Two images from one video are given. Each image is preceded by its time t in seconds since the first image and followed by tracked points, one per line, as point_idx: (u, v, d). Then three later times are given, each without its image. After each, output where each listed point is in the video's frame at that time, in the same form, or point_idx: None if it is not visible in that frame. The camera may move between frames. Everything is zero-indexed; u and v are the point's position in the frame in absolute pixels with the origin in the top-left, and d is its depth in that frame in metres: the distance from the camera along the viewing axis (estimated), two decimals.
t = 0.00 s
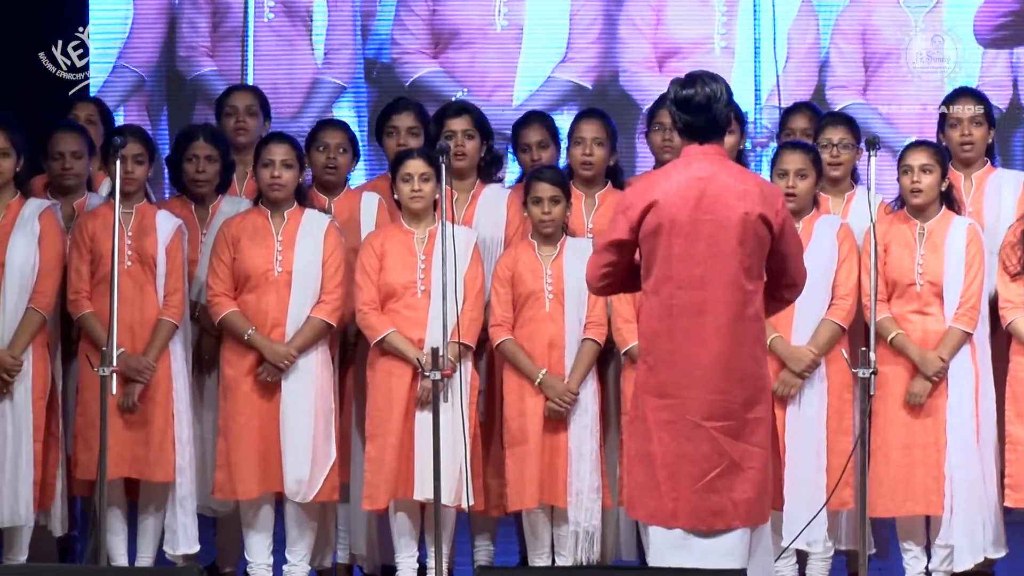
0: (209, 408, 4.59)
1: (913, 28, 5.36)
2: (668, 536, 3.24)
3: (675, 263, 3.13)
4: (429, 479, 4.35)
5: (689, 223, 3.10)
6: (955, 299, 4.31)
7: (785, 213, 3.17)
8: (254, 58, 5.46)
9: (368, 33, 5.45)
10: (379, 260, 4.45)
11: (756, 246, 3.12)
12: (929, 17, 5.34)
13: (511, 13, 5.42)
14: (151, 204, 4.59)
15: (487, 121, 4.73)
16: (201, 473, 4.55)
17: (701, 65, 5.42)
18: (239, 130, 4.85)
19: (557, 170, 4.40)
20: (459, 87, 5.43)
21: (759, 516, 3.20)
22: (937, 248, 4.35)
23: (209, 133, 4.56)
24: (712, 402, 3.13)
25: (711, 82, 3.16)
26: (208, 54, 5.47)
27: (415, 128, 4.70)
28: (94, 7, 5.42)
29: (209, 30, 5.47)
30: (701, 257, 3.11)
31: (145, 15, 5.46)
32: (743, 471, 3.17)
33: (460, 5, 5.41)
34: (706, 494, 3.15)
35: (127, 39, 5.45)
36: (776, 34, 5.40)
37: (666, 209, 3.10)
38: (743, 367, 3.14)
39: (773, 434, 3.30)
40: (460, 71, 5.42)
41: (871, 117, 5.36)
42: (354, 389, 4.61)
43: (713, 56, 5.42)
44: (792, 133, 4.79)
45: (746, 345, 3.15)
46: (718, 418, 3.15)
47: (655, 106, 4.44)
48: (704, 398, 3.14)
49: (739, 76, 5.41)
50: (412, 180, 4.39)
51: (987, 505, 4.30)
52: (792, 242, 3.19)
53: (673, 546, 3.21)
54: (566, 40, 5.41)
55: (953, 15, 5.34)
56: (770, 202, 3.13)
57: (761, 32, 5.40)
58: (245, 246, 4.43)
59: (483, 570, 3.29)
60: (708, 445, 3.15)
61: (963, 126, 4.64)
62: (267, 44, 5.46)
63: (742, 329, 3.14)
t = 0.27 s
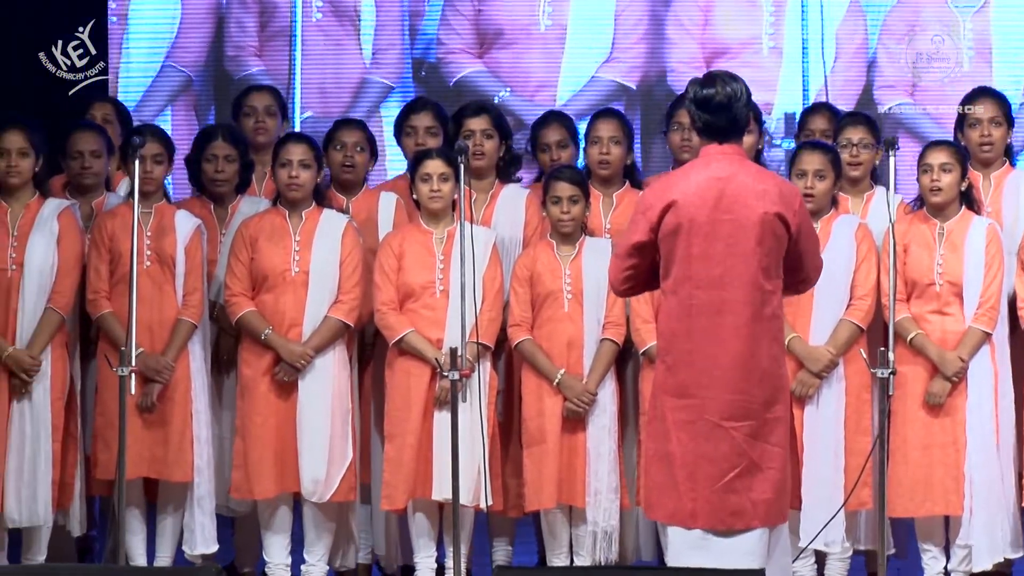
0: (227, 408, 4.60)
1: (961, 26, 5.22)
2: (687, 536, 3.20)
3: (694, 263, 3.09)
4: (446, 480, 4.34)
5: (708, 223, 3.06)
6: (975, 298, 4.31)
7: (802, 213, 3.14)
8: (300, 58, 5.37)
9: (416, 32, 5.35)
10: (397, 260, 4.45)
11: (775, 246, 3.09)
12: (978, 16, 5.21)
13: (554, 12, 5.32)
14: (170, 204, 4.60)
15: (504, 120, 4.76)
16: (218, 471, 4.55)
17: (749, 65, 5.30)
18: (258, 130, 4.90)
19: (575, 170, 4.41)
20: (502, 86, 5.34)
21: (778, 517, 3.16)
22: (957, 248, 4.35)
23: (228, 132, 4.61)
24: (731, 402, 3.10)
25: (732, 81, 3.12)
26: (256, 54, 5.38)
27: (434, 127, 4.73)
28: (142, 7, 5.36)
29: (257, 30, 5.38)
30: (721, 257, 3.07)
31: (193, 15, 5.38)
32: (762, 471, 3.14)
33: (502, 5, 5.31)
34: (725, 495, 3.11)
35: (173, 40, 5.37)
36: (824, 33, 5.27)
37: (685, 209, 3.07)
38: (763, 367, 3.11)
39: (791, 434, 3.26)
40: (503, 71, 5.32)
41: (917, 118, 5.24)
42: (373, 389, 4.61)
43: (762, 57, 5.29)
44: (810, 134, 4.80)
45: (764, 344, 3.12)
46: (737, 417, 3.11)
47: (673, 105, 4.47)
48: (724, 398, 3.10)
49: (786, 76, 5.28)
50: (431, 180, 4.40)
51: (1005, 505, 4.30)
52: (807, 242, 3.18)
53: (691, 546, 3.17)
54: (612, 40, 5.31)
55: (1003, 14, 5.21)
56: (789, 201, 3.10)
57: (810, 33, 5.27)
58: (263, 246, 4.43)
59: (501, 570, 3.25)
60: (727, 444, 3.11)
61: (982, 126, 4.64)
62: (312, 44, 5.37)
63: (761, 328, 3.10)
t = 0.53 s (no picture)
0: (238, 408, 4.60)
1: (997, 27, 5.16)
2: (698, 536, 3.20)
3: (704, 263, 3.08)
4: (457, 479, 4.34)
5: (719, 224, 3.06)
6: (987, 298, 4.31)
7: (813, 212, 3.13)
8: (334, 58, 5.35)
9: (450, 32, 5.33)
10: (408, 260, 4.45)
11: (785, 245, 3.09)
12: (1013, 16, 5.15)
13: (587, 12, 5.28)
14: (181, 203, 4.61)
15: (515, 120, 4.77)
16: (229, 470, 4.56)
17: (784, 65, 5.25)
18: (268, 130, 4.91)
19: (587, 170, 4.41)
20: (535, 86, 5.31)
21: (789, 515, 3.16)
22: (969, 249, 4.36)
23: (239, 133, 4.61)
24: (741, 402, 3.10)
25: (743, 81, 3.11)
26: (290, 54, 5.36)
27: (444, 126, 4.75)
28: (177, 7, 5.33)
29: (292, 30, 5.36)
30: (731, 257, 3.06)
31: (226, 15, 5.34)
32: (773, 470, 3.14)
33: (537, 4, 5.29)
34: (735, 494, 3.11)
35: (207, 40, 5.34)
36: (858, 32, 5.24)
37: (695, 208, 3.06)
38: (773, 366, 3.10)
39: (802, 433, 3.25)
40: (536, 70, 5.29)
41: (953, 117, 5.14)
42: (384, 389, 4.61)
43: (796, 57, 5.25)
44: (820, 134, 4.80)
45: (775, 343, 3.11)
46: (748, 417, 3.11)
47: (684, 105, 4.51)
48: (734, 398, 3.10)
49: (820, 76, 5.24)
50: (442, 180, 4.40)
51: (1016, 505, 4.29)
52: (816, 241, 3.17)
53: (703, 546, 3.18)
54: (645, 39, 5.28)
55: None
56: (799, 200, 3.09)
57: (845, 34, 5.24)
58: (273, 246, 4.43)
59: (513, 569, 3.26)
60: (737, 444, 3.11)
61: (993, 126, 4.66)
62: (347, 44, 5.35)
63: (770, 328, 3.09)
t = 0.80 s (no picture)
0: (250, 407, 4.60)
1: None
2: (710, 535, 3.20)
3: (715, 263, 3.07)
4: (468, 479, 4.34)
5: (730, 224, 3.05)
6: (1001, 297, 4.32)
7: (826, 211, 3.11)
8: (363, 57, 5.36)
9: (479, 32, 5.33)
10: (420, 260, 4.45)
11: (797, 245, 3.08)
12: None
13: (616, 12, 5.30)
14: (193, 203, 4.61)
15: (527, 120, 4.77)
16: (241, 470, 4.56)
17: (813, 65, 5.25)
18: (279, 130, 4.91)
19: (599, 170, 4.40)
20: (564, 85, 5.31)
21: (801, 515, 3.16)
22: (982, 249, 4.35)
23: (250, 132, 4.61)
24: (752, 401, 3.09)
25: (755, 81, 3.11)
26: (320, 53, 5.38)
27: (455, 126, 4.74)
28: (206, 7, 5.38)
29: (320, 29, 5.38)
30: (741, 257, 3.06)
31: (255, 14, 5.38)
32: (785, 470, 3.13)
33: (565, 4, 5.29)
34: (747, 494, 3.11)
35: (236, 39, 5.38)
36: (887, 32, 5.21)
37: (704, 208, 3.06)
38: (785, 366, 3.09)
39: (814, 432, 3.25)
40: (565, 69, 5.29)
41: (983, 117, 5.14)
42: (395, 389, 4.61)
43: (825, 56, 5.24)
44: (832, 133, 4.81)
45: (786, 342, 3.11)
46: (759, 417, 3.10)
47: (696, 105, 4.51)
48: (745, 398, 3.09)
49: (849, 76, 5.23)
50: (454, 179, 4.40)
51: None
52: (829, 240, 3.15)
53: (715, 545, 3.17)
54: (673, 38, 5.28)
55: None
56: (811, 200, 3.09)
57: (874, 33, 5.22)
58: (285, 246, 4.43)
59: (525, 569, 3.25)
60: (749, 444, 3.11)
61: (1005, 124, 4.64)
62: (376, 43, 5.36)
63: (781, 327, 3.09)
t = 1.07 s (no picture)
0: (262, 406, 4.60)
1: None
2: (722, 535, 3.18)
3: (725, 263, 3.07)
4: (481, 479, 4.32)
5: (741, 225, 3.05)
6: (1016, 297, 4.31)
7: (839, 211, 3.09)
8: (394, 56, 5.37)
9: (511, 31, 5.33)
10: (432, 260, 4.45)
11: (807, 246, 3.06)
12: None
13: (648, 11, 5.30)
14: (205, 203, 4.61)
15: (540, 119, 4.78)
16: (253, 470, 4.56)
17: (845, 64, 5.25)
18: (290, 128, 4.92)
19: (612, 170, 4.40)
20: (595, 85, 5.31)
21: (812, 516, 3.14)
22: (996, 248, 4.35)
23: (262, 131, 4.62)
24: (763, 402, 3.09)
25: (768, 82, 3.09)
26: (351, 52, 5.38)
27: (467, 126, 4.74)
28: (236, 8, 5.40)
29: (351, 29, 5.38)
30: (752, 257, 3.05)
31: (285, 14, 5.39)
32: (797, 470, 3.12)
33: (597, 3, 5.29)
34: (759, 494, 3.10)
35: (266, 39, 5.39)
36: (919, 32, 5.22)
37: (713, 208, 3.06)
38: (797, 367, 3.08)
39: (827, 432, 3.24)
40: (597, 69, 5.30)
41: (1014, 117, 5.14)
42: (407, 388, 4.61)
43: (857, 56, 5.24)
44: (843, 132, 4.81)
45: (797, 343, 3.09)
46: (770, 417, 3.09)
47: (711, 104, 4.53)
48: (756, 398, 3.09)
49: (881, 76, 5.24)
50: (466, 179, 4.40)
51: None
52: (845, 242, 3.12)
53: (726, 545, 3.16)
54: (704, 38, 5.28)
55: None
56: (823, 199, 3.06)
57: (906, 33, 5.23)
58: (297, 246, 4.43)
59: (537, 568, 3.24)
60: (761, 444, 3.10)
61: (1018, 123, 4.64)
62: (408, 42, 5.38)
63: (791, 326, 3.08)
